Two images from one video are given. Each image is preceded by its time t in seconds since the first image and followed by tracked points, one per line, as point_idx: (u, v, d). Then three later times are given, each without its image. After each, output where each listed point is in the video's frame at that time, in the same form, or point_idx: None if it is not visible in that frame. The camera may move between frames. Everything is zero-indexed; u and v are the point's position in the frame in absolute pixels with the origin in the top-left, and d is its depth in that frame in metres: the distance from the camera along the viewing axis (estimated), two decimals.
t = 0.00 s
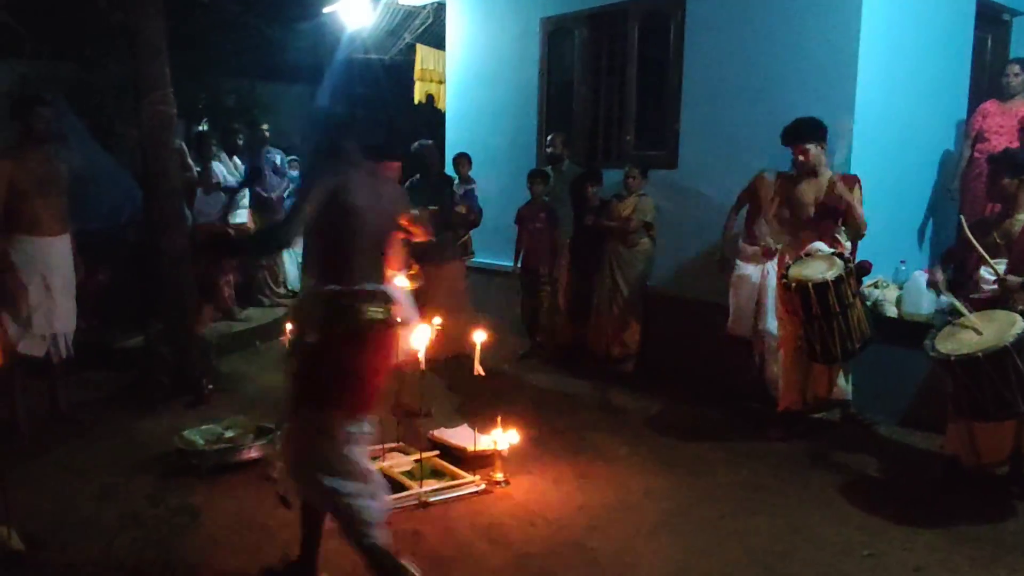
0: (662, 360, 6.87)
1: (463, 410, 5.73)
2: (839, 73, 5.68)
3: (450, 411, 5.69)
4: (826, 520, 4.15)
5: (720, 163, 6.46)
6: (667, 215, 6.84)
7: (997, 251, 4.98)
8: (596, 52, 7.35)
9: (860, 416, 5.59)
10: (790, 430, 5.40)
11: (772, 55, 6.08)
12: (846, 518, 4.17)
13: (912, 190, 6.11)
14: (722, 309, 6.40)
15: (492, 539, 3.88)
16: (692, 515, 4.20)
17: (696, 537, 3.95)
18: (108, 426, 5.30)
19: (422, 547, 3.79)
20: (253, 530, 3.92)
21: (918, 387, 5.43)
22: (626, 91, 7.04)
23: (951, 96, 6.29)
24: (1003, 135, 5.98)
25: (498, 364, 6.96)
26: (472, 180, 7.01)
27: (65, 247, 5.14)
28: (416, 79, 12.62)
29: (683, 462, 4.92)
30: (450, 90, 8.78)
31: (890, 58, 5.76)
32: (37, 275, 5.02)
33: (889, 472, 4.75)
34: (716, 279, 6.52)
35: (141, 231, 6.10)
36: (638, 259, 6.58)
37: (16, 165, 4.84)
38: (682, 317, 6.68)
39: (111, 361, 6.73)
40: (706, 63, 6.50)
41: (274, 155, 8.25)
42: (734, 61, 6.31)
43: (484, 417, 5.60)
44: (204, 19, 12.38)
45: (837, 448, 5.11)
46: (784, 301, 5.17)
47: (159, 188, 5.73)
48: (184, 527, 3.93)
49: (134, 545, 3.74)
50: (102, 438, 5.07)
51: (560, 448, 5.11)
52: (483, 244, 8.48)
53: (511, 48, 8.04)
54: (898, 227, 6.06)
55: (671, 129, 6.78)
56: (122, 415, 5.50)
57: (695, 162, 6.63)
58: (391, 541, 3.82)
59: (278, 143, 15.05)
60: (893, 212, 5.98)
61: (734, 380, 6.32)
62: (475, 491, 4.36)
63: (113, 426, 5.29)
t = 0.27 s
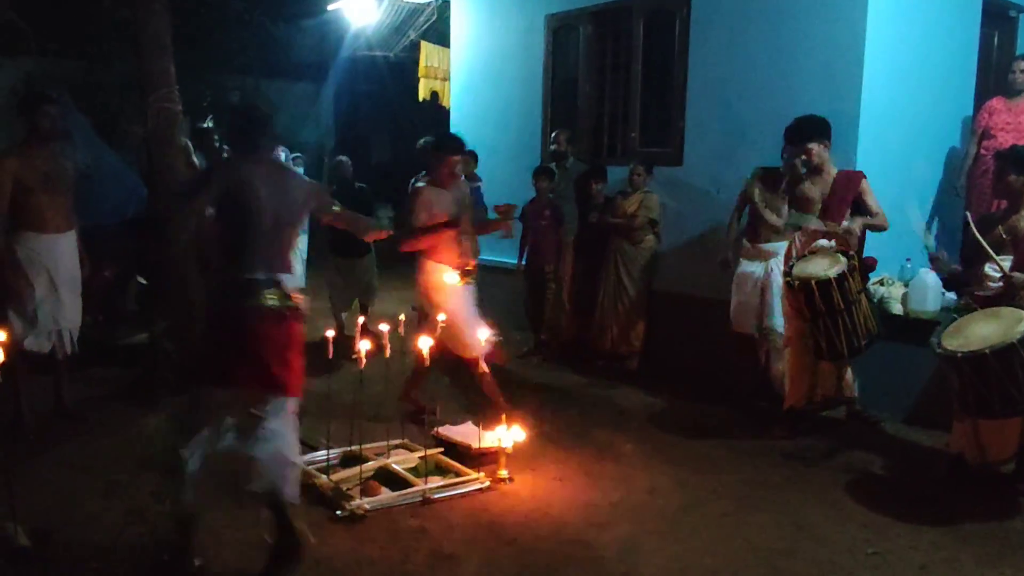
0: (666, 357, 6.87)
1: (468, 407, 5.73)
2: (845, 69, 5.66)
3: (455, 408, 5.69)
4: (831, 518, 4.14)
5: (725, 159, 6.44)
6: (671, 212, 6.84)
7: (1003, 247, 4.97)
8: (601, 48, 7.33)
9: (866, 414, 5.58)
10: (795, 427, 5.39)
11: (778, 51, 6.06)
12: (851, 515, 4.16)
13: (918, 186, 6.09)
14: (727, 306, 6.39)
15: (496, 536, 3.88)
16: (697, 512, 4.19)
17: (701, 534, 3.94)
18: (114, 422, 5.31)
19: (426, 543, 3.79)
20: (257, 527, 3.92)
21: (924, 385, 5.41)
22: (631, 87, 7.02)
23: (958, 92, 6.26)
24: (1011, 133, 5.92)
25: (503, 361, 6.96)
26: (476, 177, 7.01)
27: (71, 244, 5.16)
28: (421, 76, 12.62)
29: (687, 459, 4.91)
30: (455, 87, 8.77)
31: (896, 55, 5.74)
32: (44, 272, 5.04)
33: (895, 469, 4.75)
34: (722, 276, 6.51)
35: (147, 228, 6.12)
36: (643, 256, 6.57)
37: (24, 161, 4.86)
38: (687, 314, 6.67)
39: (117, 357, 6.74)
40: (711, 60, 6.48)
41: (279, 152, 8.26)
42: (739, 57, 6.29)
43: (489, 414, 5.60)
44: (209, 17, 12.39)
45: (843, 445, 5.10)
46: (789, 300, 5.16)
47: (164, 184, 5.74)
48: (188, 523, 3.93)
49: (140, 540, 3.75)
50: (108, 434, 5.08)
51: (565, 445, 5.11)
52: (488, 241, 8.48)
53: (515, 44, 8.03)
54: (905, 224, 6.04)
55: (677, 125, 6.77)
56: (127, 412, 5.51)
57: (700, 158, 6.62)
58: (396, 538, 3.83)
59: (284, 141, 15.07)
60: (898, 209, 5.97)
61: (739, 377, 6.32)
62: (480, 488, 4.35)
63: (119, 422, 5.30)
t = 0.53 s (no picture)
0: (670, 355, 6.86)
1: (472, 404, 5.73)
2: (849, 67, 5.65)
3: (458, 406, 5.70)
4: (834, 515, 4.13)
5: (728, 157, 6.43)
6: (675, 210, 6.83)
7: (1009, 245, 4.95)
8: (605, 46, 7.32)
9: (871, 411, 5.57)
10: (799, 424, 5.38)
11: (782, 48, 6.04)
12: (854, 513, 4.15)
13: (923, 184, 6.07)
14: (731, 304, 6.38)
15: (500, 533, 3.88)
16: (699, 509, 4.19)
17: (704, 532, 3.94)
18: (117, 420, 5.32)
19: (429, 540, 3.79)
20: (260, 524, 3.93)
21: (929, 382, 5.40)
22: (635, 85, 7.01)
23: (963, 90, 6.24)
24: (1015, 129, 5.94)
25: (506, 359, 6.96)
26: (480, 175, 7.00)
27: (74, 242, 5.16)
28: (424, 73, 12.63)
29: (691, 457, 4.91)
30: (459, 84, 8.77)
31: (900, 52, 5.72)
32: (48, 270, 5.05)
33: (898, 467, 4.74)
34: (726, 274, 6.50)
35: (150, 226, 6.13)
36: (646, 254, 6.55)
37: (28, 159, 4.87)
38: (691, 312, 6.66)
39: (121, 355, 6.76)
40: (715, 57, 6.47)
41: (282, 150, 8.27)
42: (743, 54, 6.28)
43: (493, 411, 5.60)
44: (212, 14, 12.40)
45: (847, 443, 5.09)
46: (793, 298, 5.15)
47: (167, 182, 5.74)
48: (192, 520, 3.94)
49: (143, 537, 3.76)
50: (112, 431, 5.09)
51: (569, 443, 5.11)
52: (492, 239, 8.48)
53: (519, 42, 8.02)
54: (910, 221, 6.02)
55: (680, 123, 6.76)
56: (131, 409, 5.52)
57: (704, 156, 6.60)
58: (399, 535, 3.83)
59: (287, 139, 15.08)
60: (903, 206, 5.95)
61: (743, 375, 6.31)
62: (484, 485, 4.35)
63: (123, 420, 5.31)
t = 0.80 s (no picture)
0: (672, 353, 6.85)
1: (474, 402, 5.74)
2: (852, 64, 5.64)
3: (460, 404, 5.70)
4: (837, 514, 4.12)
5: (731, 155, 6.42)
6: (678, 208, 6.82)
7: (1012, 242, 4.93)
8: (607, 44, 7.32)
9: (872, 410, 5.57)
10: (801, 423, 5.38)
11: (784, 46, 6.03)
12: (858, 512, 4.14)
13: (926, 182, 6.06)
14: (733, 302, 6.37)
15: (501, 532, 3.88)
16: (702, 508, 4.19)
17: (706, 531, 3.93)
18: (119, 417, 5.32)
19: (430, 538, 3.79)
20: (263, 522, 3.93)
21: (931, 381, 5.40)
22: (637, 82, 7.02)
23: (965, 88, 6.23)
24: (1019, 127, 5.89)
25: (507, 357, 6.96)
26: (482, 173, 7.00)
27: (76, 240, 5.16)
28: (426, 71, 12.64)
29: (693, 455, 4.90)
30: (460, 82, 8.76)
31: (903, 50, 5.71)
32: (49, 268, 5.05)
33: (901, 466, 4.73)
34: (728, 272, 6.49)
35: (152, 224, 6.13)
36: (649, 252, 6.54)
37: (29, 157, 4.86)
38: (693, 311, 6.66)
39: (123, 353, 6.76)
40: (717, 55, 6.46)
41: (284, 149, 8.23)
42: (745, 52, 6.27)
43: (494, 409, 5.60)
44: (214, 12, 12.40)
45: (850, 442, 5.08)
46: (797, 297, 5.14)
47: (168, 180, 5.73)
48: (192, 518, 3.95)
49: (144, 536, 3.76)
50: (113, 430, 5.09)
51: (571, 441, 5.10)
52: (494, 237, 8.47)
53: (521, 40, 8.01)
54: (913, 219, 6.01)
55: (683, 120, 6.75)
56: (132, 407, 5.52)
57: (706, 154, 6.59)
58: (401, 534, 3.82)
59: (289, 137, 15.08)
60: (906, 204, 5.93)
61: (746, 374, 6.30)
62: (486, 484, 4.35)
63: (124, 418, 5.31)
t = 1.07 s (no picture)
0: (674, 353, 6.85)
1: (475, 401, 5.73)
2: (853, 64, 5.63)
3: (462, 403, 5.69)
4: (839, 514, 4.12)
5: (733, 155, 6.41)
6: (680, 208, 6.81)
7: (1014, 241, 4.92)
8: (608, 43, 7.32)
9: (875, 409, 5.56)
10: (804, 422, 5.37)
11: (786, 45, 6.02)
12: (860, 511, 4.14)
13: (929, 181, 6.05)
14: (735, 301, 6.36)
15: (503, 532, 3.87)
16: (704, 508, 4.18)
17: (708, 530, 3.93)
18: (121, 417, 5.32)
19: (431, 538, 3.79)
20: (264, 521, 3.93)
21: (933, 380, 5.39)
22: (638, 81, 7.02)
23: (967, 88, 6.21)
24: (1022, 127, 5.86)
25: (509, 356, 6.95)
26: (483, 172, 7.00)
27: (78, 239, 5.16)
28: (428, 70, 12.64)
29: (695, 455, 4.90)
30: (462, 81, 8.76)
31: (905, 49, 5.70)
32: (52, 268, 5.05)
33: (903, 465, 4.72)
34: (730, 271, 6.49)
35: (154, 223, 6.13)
36: (651, 251, 6.54)
37: (31, 157, 4.86)
38: (696, 310, 6.66)
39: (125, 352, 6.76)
40: (718, 54, 6.45)
41: (286, 148, 8.23)
42: (746, 52, 6.26)
43: (496, 408, 5.60)
44: (216, 12, 12.40)
45: (852, 442, 5.08)
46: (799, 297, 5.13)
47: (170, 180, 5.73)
48: (193, 517, 3.94)
49: (146, 535, 3.76)
50: (115, 429, 5.09)
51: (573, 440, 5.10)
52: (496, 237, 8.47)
53: (522, 40, 8.01)
54: (915, 218, 6.00)
55: (684, 119, 6.75)
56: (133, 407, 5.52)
57: (708, 153, 6.58)
58: (403, 533, 3.82)
59: (291, 136, 15.08)
60: (908, 204, 5.92)
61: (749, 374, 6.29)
62: (488, 483, 4.35)
63: (126, 417, 5.31)
